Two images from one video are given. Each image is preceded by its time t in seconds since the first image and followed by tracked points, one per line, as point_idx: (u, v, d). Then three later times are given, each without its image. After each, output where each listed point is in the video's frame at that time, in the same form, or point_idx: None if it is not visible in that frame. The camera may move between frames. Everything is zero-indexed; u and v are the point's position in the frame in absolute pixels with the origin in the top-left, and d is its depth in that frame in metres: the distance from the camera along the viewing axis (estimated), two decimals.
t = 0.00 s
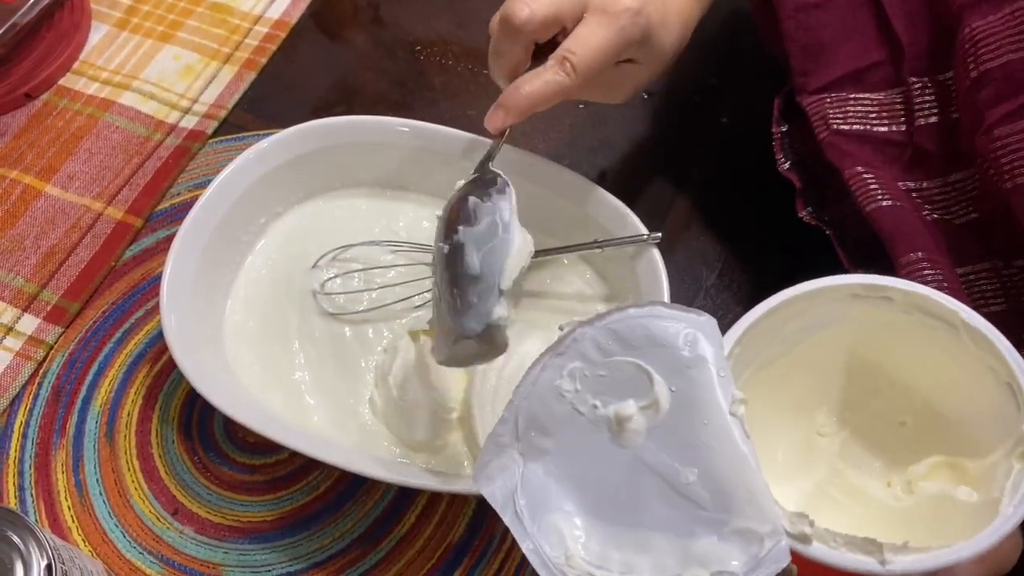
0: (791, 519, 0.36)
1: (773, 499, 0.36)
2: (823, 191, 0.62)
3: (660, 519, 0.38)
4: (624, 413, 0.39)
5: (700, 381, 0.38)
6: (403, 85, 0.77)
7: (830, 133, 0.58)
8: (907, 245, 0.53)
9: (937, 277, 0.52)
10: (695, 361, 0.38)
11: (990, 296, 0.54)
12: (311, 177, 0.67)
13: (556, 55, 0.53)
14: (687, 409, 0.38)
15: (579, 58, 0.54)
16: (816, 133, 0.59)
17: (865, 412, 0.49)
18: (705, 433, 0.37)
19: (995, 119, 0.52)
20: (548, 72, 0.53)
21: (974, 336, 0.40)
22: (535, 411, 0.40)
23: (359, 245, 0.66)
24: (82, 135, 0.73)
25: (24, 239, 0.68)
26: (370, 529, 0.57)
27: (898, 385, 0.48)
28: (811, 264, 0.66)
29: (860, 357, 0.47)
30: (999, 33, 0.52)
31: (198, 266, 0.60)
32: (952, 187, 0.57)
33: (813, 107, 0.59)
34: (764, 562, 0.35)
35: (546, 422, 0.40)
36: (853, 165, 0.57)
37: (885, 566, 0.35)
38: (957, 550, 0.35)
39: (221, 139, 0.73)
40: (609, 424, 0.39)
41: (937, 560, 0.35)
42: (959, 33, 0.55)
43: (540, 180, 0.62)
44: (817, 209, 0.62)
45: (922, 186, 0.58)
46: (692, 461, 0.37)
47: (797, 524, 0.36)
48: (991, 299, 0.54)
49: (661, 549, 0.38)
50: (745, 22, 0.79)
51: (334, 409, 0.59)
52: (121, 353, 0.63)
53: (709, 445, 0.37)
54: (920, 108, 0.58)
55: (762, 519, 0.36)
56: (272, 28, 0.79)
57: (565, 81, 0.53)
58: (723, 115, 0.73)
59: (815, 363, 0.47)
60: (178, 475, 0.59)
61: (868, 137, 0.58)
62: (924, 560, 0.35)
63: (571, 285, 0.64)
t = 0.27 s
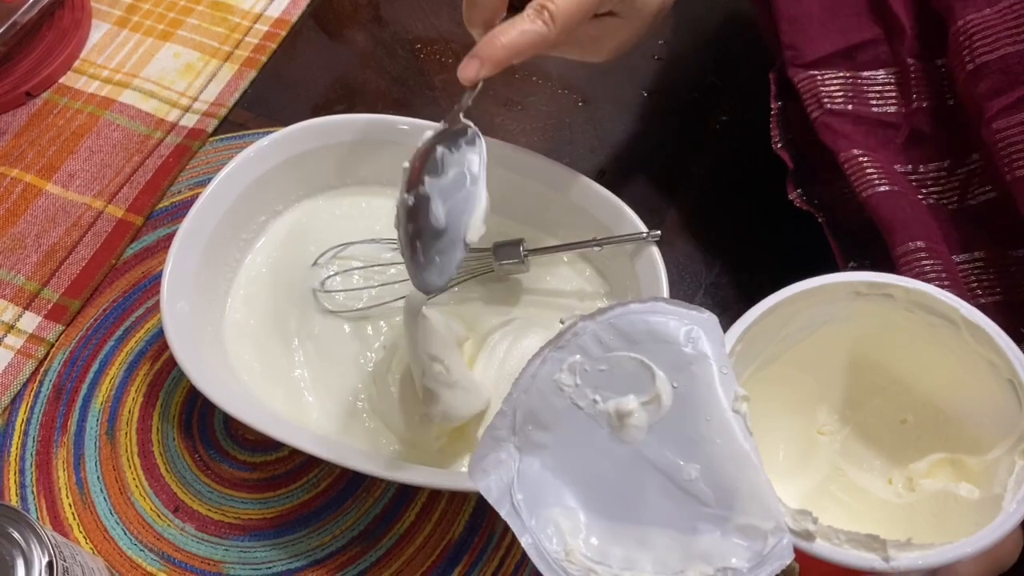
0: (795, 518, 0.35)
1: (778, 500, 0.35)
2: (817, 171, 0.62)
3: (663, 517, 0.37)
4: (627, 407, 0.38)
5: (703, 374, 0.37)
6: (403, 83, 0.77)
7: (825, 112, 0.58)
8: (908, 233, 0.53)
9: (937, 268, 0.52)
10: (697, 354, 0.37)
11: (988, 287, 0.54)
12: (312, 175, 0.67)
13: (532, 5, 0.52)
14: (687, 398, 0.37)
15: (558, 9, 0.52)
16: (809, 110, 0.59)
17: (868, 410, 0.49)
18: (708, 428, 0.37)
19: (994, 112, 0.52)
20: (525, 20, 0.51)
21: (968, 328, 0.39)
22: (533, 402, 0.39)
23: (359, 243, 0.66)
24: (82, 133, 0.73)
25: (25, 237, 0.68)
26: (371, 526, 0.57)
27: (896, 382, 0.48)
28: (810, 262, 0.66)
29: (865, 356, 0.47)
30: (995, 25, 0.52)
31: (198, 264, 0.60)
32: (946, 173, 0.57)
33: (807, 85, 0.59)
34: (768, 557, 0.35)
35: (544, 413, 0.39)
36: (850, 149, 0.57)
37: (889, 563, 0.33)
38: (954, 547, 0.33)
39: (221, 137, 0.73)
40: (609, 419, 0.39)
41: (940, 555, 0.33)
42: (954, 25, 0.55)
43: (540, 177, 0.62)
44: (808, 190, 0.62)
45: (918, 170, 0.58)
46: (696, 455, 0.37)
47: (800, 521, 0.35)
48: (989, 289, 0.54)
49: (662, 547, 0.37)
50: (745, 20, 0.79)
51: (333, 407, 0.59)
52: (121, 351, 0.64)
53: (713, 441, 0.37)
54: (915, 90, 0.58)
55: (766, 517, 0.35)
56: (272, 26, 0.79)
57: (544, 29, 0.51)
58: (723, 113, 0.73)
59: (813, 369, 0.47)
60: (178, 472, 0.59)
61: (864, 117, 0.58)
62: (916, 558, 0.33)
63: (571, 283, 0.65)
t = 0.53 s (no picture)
0: (774, 499, 0.35)
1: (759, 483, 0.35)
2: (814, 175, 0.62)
3: (644, 498, 0.37)
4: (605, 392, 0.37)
5: (686, 360, 0.36)
6: (403, 79, 0.77)
7: (820, 122, 0.58)
8: (900, 237, 0.54)
9: (931, 267, 0.53)
10: (681, 339, 0.37)
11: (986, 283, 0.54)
12: (311, 171, 0.67)
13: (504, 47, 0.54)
14: (670, 384, 0.36)
15: (527, 45, 0.54)
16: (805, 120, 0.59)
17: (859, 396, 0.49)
18: (690, 412, 0.36)
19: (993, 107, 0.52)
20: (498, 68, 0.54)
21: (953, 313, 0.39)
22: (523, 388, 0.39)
23: (359, 239, 0.66)
24: (82, 130, 0.73)
25: (25, 233, 0.68)
26: (371, 522, 0.57)
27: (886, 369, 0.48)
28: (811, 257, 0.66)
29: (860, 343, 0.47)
30: (995, 18, 0.52)
31: (198, 260, 0.60)
32: (944, 173, 0.57)
33: (801, 93, 0.59)
34: (746, 539, 0.34)
35: (534, 398, 0.39)
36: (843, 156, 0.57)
37: (867, 545, 0.34)
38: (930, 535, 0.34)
39: (221, 133, 0.73)
40: (595, 404, 0.38)
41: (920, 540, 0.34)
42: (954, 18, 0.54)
43: (540, 173, 0.62)
44: (810, 195, 0.62)
45: (912, 172, 0.57)
46: (674, 438, 0.36)
47: (778, 503, 0.35)
48: (987, 286, 0.54)
49: (643, 529, 0.36)
50: (746, 15, 0.78)
51: (333, 403, 0.59)
52: (121, 348, 0.63)
53: (694, 426, 0.36)
54: (910, 93, 0.57)
55: (744, 496, 0.34)
56: (272, 22, 0.79)
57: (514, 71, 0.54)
58: (723, 109, 0.73)
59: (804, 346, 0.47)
60: (178, 468, 0.59)
61: (858, 126, 0.58)
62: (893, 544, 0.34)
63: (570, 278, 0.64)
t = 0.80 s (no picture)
0: (716, 437, 0.37)
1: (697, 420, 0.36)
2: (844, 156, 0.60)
3: (593, 439, 0.36)
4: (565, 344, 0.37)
5: (637, 313, 0.37)
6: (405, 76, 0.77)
7: None
8: (912, 161, 0.55)
9: (926, 197, 0.55)
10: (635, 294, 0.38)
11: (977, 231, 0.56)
12: (313, 167, 0.67)
13: None
14: (623, 338, 0.37)
15: None
16: None
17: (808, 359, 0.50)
18: (641, 359, 0.37)
19: (995, 62, 0.54)
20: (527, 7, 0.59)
21: (903, 268, 0.40)
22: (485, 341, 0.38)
23: (361, 237, 0.66)
24: (85, 128, 0.73)
25: (28, 231, 0.68)
26: (373, 520, 0.57)
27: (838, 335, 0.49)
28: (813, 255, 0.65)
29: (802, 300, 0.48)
30: None
31: (200, 258, 0.60)
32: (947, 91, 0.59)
33: None
34: (687, 474, 0.35)
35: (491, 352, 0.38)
36: (864, 49, 0.57)
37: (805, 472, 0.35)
38: (851, 463, 0.35)
39: (223, 131, 0.73)
40: (552, 360, 0.37)
41: (845, 471, 0.35)
42: None
43: (542, 171, 0.62)
44: (838, 181, 0.60)
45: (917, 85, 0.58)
46: (624, 384, 0.36)
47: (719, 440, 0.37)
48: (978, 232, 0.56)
49: (593, 470, 0.36)
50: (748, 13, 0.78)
51: (334, 400, 0.59)
52: (124, 346, 0.64)
53: (643, 369, 0.36)
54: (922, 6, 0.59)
55: (687, 435, 0.35)
56: (274, 20, 0.79)
57: None
58: (726, 106, 0.73)
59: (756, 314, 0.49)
60: (181, 466, 0.59)
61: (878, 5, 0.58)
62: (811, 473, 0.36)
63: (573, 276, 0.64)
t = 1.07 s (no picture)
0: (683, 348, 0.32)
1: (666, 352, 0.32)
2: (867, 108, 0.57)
3: (555, 363, 0.34)
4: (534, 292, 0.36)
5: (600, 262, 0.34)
6: (407, 75, 0.77)
7: None
8: (932, 116, 0.51)
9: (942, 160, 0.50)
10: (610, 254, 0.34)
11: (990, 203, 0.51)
12: (315, 165, 0.67)
13: None
14: (589, 277, 0.34)
15: None
16: None
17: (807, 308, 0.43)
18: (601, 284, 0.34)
19: (1005, 25, 0.50)
20: None
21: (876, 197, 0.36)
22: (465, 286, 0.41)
23: (363, 236, 0.66)
24: (86, 126, 0.73)
25: (30, 231, 0.68)
26: (375, 518, 0.57)
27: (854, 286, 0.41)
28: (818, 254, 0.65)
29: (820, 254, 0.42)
30: None
31: (203, 257, 0.60)
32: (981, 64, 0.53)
33: None
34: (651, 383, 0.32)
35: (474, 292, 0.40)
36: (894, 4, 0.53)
37: (767, 378, 0.30)
38: (810, 362, 0.30)
39: (225, 130, 0.73)
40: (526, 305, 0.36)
41: (815, 368, 0.30)
42: None
43: (544, 168, 0.62)
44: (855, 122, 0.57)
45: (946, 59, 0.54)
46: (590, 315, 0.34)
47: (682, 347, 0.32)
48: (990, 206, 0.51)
49: (559, 384, 0.34)
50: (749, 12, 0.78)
51: (336, 398, 0.59)
52: (126, 344, 0.64)
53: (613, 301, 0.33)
54: None
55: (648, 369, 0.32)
56: (276, 19, 0.79)
57: None
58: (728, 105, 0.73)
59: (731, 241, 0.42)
60: (183, 464, 0.59)
61: None
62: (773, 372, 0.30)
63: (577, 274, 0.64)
